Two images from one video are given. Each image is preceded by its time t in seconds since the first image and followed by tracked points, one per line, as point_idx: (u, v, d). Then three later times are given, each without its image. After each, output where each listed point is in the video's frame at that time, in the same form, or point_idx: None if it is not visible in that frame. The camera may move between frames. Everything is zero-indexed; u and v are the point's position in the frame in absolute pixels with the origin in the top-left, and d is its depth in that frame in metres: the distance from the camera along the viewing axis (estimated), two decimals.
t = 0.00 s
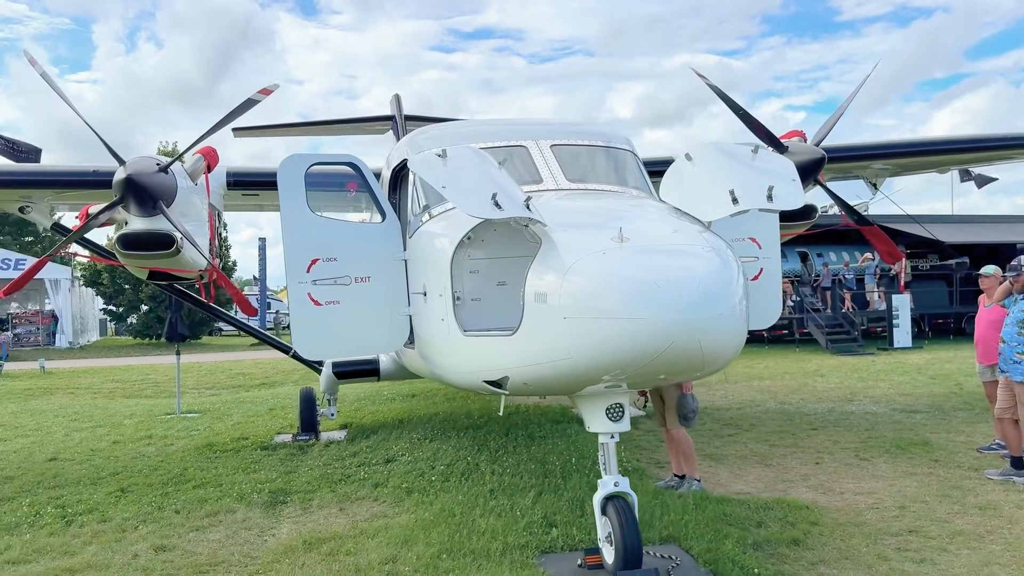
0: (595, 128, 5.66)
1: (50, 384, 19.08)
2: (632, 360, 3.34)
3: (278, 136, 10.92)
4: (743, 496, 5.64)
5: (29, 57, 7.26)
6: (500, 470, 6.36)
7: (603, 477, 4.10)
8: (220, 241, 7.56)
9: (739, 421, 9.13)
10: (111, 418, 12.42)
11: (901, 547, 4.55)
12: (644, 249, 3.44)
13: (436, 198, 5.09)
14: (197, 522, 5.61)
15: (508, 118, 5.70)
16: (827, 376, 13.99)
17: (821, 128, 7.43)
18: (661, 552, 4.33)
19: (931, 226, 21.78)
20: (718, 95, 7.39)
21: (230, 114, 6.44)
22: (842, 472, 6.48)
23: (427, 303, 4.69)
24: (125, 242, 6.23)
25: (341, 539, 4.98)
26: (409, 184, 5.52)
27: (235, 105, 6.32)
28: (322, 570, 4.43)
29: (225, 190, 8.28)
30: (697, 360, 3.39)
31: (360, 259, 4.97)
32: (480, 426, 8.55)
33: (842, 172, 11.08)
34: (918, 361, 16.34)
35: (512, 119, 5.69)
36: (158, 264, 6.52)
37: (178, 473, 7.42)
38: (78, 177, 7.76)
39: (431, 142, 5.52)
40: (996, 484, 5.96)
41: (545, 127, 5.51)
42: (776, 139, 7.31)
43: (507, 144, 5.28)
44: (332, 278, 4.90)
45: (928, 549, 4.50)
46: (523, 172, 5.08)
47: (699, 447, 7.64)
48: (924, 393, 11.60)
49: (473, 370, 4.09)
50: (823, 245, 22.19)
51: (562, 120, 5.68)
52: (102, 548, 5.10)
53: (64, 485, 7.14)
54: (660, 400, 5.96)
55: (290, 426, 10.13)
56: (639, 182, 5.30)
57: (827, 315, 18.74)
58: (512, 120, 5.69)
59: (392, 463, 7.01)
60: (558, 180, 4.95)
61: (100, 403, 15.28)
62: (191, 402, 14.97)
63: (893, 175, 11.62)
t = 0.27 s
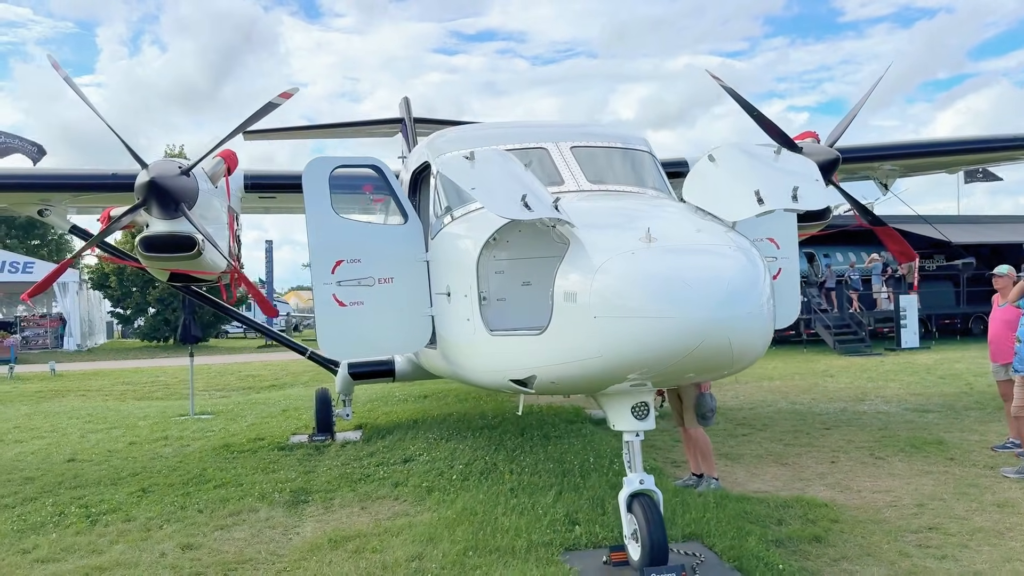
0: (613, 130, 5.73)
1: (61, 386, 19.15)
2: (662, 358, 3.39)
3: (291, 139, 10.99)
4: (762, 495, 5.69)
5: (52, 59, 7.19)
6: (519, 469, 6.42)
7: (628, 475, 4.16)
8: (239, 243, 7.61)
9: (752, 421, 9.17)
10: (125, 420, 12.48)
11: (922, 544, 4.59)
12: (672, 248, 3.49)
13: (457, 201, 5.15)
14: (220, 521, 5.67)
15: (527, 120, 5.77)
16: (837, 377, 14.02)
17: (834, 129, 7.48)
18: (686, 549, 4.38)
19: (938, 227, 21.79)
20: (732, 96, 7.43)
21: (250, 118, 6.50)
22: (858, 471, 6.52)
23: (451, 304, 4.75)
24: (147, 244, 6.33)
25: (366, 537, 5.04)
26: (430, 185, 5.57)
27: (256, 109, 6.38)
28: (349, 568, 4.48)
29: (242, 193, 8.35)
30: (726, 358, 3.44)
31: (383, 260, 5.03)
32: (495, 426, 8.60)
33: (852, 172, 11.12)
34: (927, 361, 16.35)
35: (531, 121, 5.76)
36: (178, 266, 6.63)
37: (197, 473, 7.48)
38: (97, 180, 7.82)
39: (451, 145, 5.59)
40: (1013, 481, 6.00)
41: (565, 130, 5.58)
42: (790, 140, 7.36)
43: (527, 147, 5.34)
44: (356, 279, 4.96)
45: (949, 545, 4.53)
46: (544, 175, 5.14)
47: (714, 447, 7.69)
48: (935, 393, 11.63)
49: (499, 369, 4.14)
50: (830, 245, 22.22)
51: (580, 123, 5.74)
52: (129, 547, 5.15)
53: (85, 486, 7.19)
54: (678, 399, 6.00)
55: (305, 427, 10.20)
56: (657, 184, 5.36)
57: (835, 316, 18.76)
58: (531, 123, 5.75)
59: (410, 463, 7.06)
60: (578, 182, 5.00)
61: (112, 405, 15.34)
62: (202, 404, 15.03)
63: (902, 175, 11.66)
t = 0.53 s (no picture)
0: (625, 135, 5.80)
1: (64, 390, 19.16)
2: (687, 359, 3.48)
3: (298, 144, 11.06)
4: (774, 495, 5.76)
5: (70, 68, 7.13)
6: (532, 470, 6.48)
7: (649, 474, 4.24)
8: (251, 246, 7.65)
9: (759, 422, 9.25)
10: (133, 423, 12.52)
11: (936, 542, 4.65)
12: (696, 251, 3.57)
13: (475, 205, 5.21)
14: (239, 523, 5.73)
15: (541, 126, 5.84)
16: (840, 378, 14.09)
17: (841, 133, 7.55)
18: (704, 547, 4.44)
19: (938, 228, 21.90)
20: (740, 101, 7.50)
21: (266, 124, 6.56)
22: (867, 471, 6.59)
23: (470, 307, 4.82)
24: (163, 249, 6.40)
25: (385, 537, 5.10)
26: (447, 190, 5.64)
27: (271, 115, 6.45)
28: (372, 568, 4.54)
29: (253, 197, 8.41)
30: (749, 359, 3.52)
31: (402, 264, 5.10)
32: (505, 428, 8.66)
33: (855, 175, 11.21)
34: (928, 362, 16.44)
35: (544, 126, 5.83)
36: (194, 270, 6.71)
37: (211, 476, 7.54)
38: (110, 185, 7.88)
39: (467, 150, 5.66)
40: (1021, 480, 6.06)
41: (579, 135, 5.65)
42: (797, 143, 7.44)
43: (543, 151, 5.41)
44: (375, 283, 5.03)
45: (963, 543, 4.60)
46: (560, 179, 5.20)
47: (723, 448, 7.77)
48: (938, 394, 11.71)
49: (521, 372, 4.21)
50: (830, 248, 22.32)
51: (594, 128, 5.81)
52: (150, 549, 5.20)
53: (100, 489, 7.24)
54: (690, 401, 6.07)
55: (314, 430, 10.26)
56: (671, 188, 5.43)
57: (836, 317, 18.85)
58: (545, 128, 5.82)
59: (423, 465, 7.13)
60: (595, 186, 5.07)
61: (117, 409, 15.36)
62: (207, 407, 15.06)
63: (905, 178, 11.75)
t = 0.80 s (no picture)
0: (630, 139, 5.86)
1: (58, 395, 19.06)
2: (702, 360, 3.52)
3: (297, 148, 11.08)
4: (778, 494, 5.82)
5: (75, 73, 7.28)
6: (537, 472, 6.53)
7: (660, 474, 4.29)
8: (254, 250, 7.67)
9: (758, 423, 9.32)
10: (131, 427, 12.50)
11: (941, 540, 4.72)
12: (710, 254, 3.62)
13: (483, 209, 5.26)
14: (247, 526, 5.75)
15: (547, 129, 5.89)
16: (835, 379, 14.20)
17: (840, 136, 7.62)
18: (714, 547, 4.49)
19: (928, 230, 22.07)
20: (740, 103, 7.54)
21: (271, 128, 6.58)
22: (869, 471, 6.66)
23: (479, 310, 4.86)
24: (169, 253, 6.43)
25: (396, 538, 5.14)
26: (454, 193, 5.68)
27: (277, 119, 6.48)
28: (385, 569, 4.58)
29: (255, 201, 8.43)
30: (763, 360, 3.57)
31: (411, 268, 5.14)
32: (507, 430, 8.71)
33: (850, 178, 11.30)
34: (921, 363, 16.57)
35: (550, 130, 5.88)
36: (199, 274, 6.74)
37: (215, 479, 7.55)
38: (112, 189, 7.89)
39: (474, 154, 5.70)
40: (1021, 479, 6.15)
41: (585, 139, 5.70)
42: (796, 146, 7.50)
43: (549, 155, 5.46)
44: (384, 286, 5.07)
45: (967, 541, 4.67)
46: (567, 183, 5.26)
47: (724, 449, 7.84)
48: (933, 394, 11.81)
49: (533, 374, 4.25)
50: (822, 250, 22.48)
51: (599, 131, 5.86)
52: (160, 552, 5.21)
53: (105, 492, 7.24)
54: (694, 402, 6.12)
55: (315, 433, 10.27)
56: (676, 191, 5.49)
57: (830, 319, 18.98)
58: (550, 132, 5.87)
59: (427, 467, 7.17)
60: (603, 190, 5.13)
61: (113, 414, 15.30)
62: (204, 411, 15.04)
63: (899, 180, 11.85)
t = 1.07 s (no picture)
0: (630, 141, 5.90)
1: (44, 399, 18.87)
2: (712, 359, 3.55)
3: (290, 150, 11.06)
4: (777, 493, 5.87)
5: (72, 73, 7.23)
6: (537, 472, 6.55)
7: (666, 473, 4.32)
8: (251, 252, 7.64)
9: (752, 424, 9.38)
10: (121, 430, 12.40)
11: (940, 537, 4.78)
12: (719, 254, 3.64)
13: (485, 210, 5.28)
14: (247, 527, 5.73)
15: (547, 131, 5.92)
16: (824, 381, 14.31)
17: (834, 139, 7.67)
18: (718, 545, 4.53)
19: (914, 233, 22.29)
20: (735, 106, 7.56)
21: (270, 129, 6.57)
22: (864, 470, 6.73)
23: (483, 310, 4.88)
24: (166, 253, 6.41)
25: (399, 539, 5.14)
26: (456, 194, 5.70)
27: (277, 120, 6.47)
28: (390, 569, 4.58)
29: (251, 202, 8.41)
30: (771, 358, 3.60)
31: (413, 269, 5.18)
32: (503, 432, 8.73)
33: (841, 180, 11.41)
34: (908, 364, 16.72)
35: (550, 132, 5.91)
36: (196, 275, 6.72)
37: (211, 482, 7.51)
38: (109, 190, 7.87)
39: (476, 155, 5.72)
40: (1014, 477, 6.23)
41: (586, 141, 5.73)
42: (791, 148, 7.56)
43: (551, 157, 5.49)
44: (387, 287, 5.09)
45: (966, 538, 4.73)
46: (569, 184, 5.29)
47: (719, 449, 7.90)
48: (922, 394, 11.93)
49: (539, 374, 4.27)
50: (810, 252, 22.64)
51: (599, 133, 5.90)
52: (162, 554, 5.19)
53: (100, 495, 7.19)
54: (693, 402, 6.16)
55: (309, 435, 10.24)
56: (676, 193, 5.53)
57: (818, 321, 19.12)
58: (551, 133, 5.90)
59: (426, 468, 7.17)
60: (605, 191, 5.16)
61: (101, 417, 15.17)
62: (193, 414, 14.94)
63: (888, 183, 11.98)
